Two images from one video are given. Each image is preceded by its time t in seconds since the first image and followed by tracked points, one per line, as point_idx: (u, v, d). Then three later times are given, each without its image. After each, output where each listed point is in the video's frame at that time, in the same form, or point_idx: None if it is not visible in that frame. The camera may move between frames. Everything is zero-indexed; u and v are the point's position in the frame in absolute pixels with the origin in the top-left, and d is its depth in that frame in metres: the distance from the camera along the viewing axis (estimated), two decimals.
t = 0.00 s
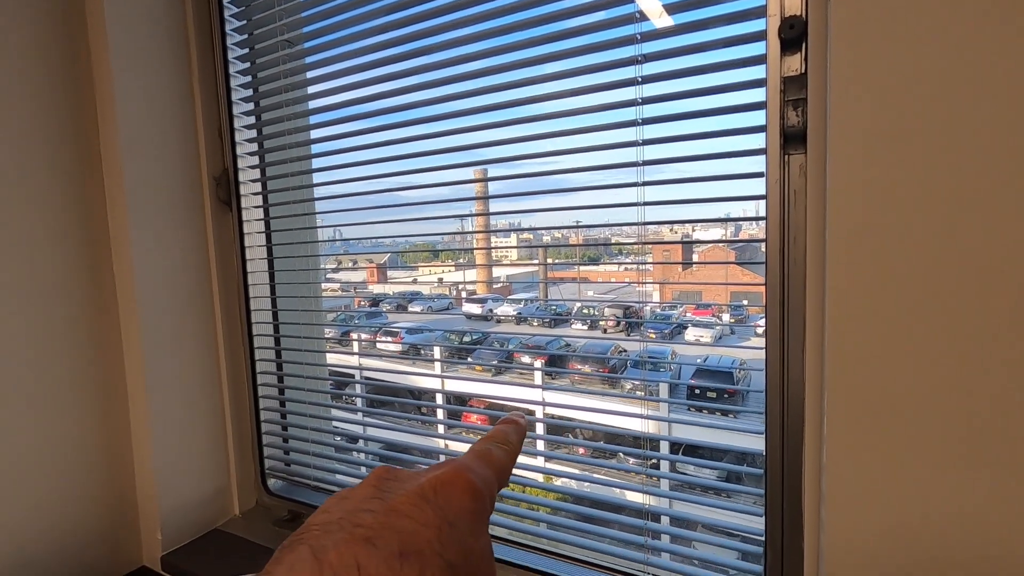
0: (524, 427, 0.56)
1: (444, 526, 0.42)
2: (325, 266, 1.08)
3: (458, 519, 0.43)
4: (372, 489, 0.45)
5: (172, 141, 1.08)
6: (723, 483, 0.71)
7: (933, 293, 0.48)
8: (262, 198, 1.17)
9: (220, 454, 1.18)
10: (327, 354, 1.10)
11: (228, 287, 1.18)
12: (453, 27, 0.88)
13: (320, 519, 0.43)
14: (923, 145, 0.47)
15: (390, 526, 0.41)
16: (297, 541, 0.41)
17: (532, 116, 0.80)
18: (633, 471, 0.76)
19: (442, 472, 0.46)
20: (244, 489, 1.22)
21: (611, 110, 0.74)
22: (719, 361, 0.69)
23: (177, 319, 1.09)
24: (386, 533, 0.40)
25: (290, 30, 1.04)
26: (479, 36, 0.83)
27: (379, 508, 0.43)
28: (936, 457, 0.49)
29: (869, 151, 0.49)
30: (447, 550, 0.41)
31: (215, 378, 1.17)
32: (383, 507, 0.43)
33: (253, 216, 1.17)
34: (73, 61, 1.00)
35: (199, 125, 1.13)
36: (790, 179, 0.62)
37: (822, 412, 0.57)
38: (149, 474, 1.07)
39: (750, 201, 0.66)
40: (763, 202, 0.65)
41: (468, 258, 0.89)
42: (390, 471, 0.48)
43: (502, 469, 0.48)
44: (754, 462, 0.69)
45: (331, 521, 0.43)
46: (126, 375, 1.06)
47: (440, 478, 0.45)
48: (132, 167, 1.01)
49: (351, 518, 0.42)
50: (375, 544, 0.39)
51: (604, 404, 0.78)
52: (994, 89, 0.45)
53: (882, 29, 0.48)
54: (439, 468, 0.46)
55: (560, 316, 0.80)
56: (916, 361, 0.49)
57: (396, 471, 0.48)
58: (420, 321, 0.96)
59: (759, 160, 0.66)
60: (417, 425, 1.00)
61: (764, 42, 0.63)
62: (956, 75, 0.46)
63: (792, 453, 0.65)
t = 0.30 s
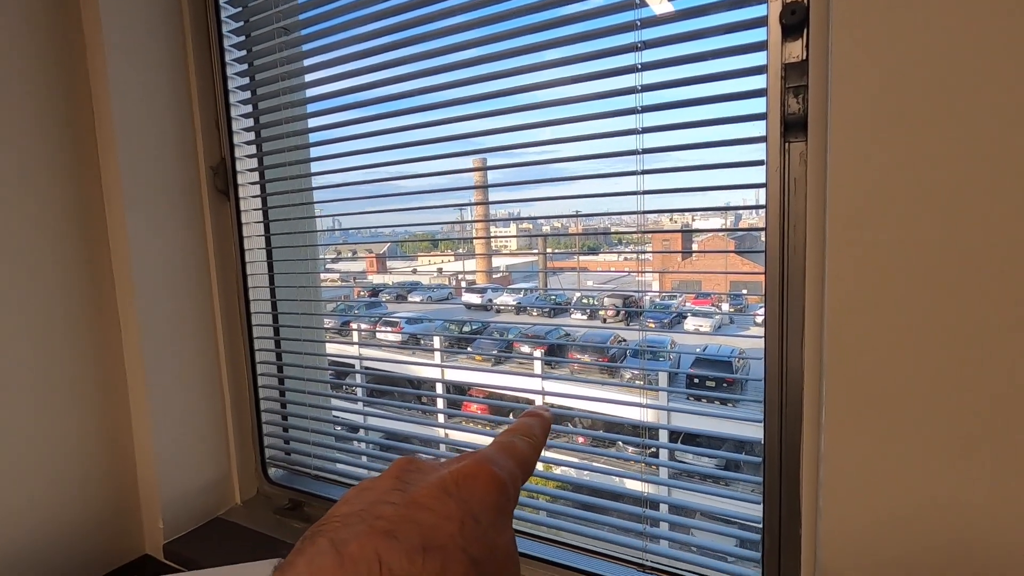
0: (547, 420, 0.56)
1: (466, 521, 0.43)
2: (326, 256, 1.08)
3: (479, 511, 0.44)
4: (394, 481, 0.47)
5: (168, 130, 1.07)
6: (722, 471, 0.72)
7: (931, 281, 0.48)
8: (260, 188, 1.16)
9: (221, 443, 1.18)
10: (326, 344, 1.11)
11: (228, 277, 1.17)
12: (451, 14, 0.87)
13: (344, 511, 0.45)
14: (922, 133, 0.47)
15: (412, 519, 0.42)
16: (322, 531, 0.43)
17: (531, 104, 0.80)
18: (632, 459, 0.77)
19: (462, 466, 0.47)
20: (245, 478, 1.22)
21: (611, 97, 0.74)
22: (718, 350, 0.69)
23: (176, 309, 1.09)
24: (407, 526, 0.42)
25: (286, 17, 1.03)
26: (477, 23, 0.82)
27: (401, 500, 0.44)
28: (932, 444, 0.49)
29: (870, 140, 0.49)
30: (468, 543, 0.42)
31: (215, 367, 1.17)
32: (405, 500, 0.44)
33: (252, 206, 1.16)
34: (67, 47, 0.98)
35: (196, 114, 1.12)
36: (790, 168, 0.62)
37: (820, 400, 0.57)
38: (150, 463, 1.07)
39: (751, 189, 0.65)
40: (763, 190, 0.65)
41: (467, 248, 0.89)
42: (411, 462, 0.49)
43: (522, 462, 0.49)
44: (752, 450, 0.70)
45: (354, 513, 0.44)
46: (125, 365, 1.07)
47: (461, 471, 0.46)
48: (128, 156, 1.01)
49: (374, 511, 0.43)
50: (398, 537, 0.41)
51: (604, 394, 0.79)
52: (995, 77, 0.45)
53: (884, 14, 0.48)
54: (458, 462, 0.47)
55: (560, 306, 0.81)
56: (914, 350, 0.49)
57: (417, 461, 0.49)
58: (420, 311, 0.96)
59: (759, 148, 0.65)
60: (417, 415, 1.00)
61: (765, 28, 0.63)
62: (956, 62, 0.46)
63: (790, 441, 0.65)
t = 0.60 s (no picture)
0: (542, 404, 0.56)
1: (463, 514, 0.41)
2: (323, 248, 1.07)
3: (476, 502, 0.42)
4: (389, 469, 0.46)
5: (163, 120, 1.06)
6: (720, 461, 0.72)
7: (925, 271, 0.48)
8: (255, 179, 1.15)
9: (219, 434, 1.19)
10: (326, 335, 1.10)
11: (224, 269, 1.17)
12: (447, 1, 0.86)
13: (342, 497, 0.44)
14: (917, 125, 0.47)
15: (408, 512, 0.41)
16: (317, 519, 0.43)
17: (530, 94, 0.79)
18: (632, 450, 0.77)
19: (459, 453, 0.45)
20: (244, 469, 1.23)
21: (610, 87, 0.73)
22: (718, 341, 0.70)
23: (174, 300, 1.09)
24: (403, 519, 0.40)
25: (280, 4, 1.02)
26: (474, 12, 0.81)
27: (397, 491, 0.42)
28: (925, 434, 0.50)
29: (868, 129, 0.49)
30: (463, 538, 0.40)
31: (212, 359, 1.17)
32: (401, 490, 0.42)
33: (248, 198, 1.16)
34: (59, 35, 0.97)
35: (189, 103, 1.10)
36: (787, 159, 0.62)
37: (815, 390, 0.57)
38: (150, 455, 1.07)
39: (750, 179, 0.65)
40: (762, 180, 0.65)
41: (467, 239, 0.89)
42: (408, 447, 0.48)
43: (520, 448, 0.48)
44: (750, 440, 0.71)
45: (350, 501, 0.43)
46: (123, 357, 1.06)
47: (459, 459, 0.44)
48: (122, 147, 1.00)
49: (369, 502, 0.42)
50: (393, 531, 0.39)
51: (604, 385, 0.79)
52: (994, 68, 0.45)
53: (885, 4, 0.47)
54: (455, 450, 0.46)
55: (560, 297, 0.81)
56: (907, 340, 0.50)
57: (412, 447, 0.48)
58: (420, 302, 0.96)
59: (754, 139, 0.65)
60: (415, 406, 1.01)
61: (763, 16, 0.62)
62: (956, 52, 0.46)
63: (786, 431, 0.66)
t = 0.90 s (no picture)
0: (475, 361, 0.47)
1: (428, 482, 0.35)
2: (324, 241, 1.07)
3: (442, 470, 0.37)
4: (340, 443, 0.37)
5: (163, 113, 1.06)
6: (721, 453, 0.72)
7: (925, 263, 0.48)
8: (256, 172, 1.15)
9: (222, 427, 1.19)
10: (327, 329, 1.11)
11: (225, 263, 1.16)
12: None
13: (295, 475, 0.35)
14: (921, 115, 0.47)
15: (370, 481, 0.34)
16: (270, 496, 0.34)
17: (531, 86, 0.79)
18: (632, 442, 0.78)
19: (407, 429, 0.37)
20: (247, 461, 1.23)
21: (611, 79, 0.73)
22: (719, 334, 0.70)
23: (176, 294, 1.09)
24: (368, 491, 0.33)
25: None
26: (475, 3, 0.80)
27: (354, 465, 0.35)
28: (925, 425, 0.50)
29: (873, 121, 0.49)
30: (427, 505, 0.34)
31: (214, 353, 1.17)
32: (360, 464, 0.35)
33: (248, 191, 1.15)
34: (59, 27, 0.96)
35: (190, 96, 1.10)
36: (789, 151, 0.62)
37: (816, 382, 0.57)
38: (153, 447, 1.08)
39: (752, 172, 0.65)
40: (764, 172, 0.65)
41: (468, 233, 0.89)
42: (359, 423, 0.38)
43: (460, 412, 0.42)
44: (750, 432, 0.71)
45: (302, 477, 0.35)
46: (126, 350, 1.07)
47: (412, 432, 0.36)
48: (123, 140, 0.99)
49: (327, 472, 0.35)
50: (357, 501, 0.33)
51: (604, 378, 0.79)
52: (999, 58, 0.44)
53: None
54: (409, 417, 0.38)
55: (561, 290, 0.81)
56: (908, 331, 0.50)
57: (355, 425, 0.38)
58: (420, 296, 0.96)
59: (756, 131, 0.65)
60: (417, 399, 1.01)
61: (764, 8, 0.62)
62: (961, 42, 0.45)
63: (786, 423, 0.66)
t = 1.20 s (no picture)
0: (525, 367, 0.45)
1: (444, 497, 0.35)
2: (326, 237, 1.07)
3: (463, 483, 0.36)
4: (367, 455, 0.38)
5: (167, 110, 1.06)
6: (723, 449, 0.72)
7: (927, 259, 0.48)
8: (260, 169, 1.15)
9: (227, 422, 1.20)
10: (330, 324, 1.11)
11: (229, 259, 1.17)
12: None
13: (319, 485, 0.37)
14: (926, 108, 0.47)
15: (387, 495, 0.35)
16: (297, 506, 0.36)
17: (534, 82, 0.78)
18: (634, 438, 0.77)
19: (432, 440, 0.38)
20: (251, 456, 1.24)
21: (614, 75, 0.72)
22: (720, 331, 0.70)
23: (180, 289, 1.10)
24: (382, 505, 0.34)
25: None
26: None
27: (374, 477, 0.36)
28: (929, 422, 0.50)
29: (877, 116, 0.48)
30: (443, 521, 0.34)
31: (218, 349, 1.18)
32: (380, 476, 0.36)
33: (252, 188, 1.15)
34: (64, 24, 0.97)
35: (194, 92, 1.10)
36: (793, 146, 0.61)
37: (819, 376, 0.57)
38: (158, 441, 1.09)
39: (755, 168, 0.65)
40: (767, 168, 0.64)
41: (469, 229, 0.89)
42: (388, 430, 0.40)
43: (500, 421, 0.40)
44: (753, 428, 0.71)
45: (328, 489, 0.37)
46: (131, 345, 1.07)
47: (435, 444, 0.37)
48: (127, 137, 1.00)
49: (348, 485, 0.36)
50: (372, 517, 0.34)
51: (605, 374, 0.80)
52: (1006, 51, 0.44)
53: None
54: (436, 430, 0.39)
55: (562, 286, 0.81)
56: (912, 327, 0.49)
57: (389, 434, 0.39)
58: (422, 292, 0.96)
59: (761, 126, 0.64)
60: (419, 395, 1.01)
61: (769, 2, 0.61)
62: (969, 35, 0.45)
63: (790, 419, 0.66)
